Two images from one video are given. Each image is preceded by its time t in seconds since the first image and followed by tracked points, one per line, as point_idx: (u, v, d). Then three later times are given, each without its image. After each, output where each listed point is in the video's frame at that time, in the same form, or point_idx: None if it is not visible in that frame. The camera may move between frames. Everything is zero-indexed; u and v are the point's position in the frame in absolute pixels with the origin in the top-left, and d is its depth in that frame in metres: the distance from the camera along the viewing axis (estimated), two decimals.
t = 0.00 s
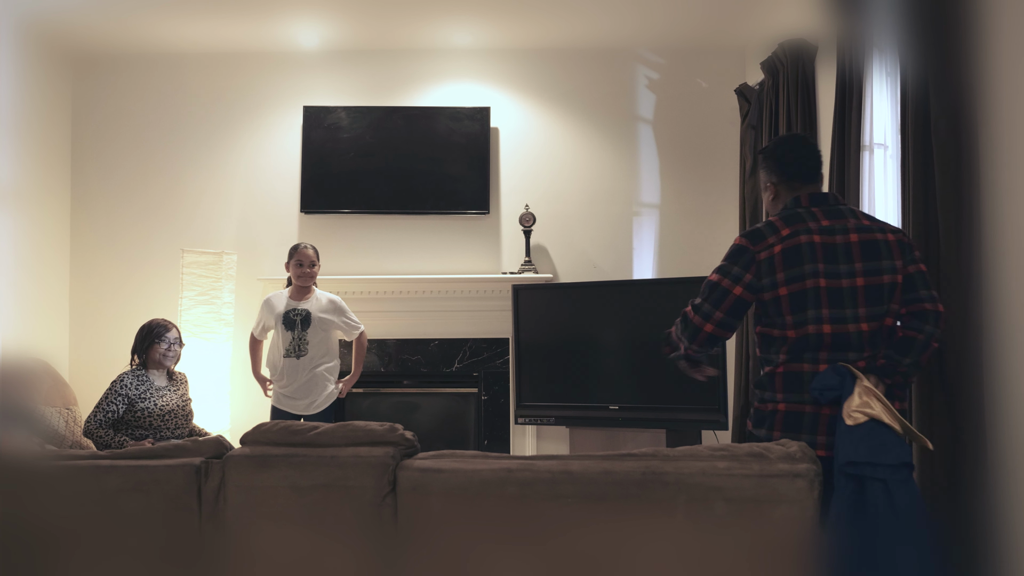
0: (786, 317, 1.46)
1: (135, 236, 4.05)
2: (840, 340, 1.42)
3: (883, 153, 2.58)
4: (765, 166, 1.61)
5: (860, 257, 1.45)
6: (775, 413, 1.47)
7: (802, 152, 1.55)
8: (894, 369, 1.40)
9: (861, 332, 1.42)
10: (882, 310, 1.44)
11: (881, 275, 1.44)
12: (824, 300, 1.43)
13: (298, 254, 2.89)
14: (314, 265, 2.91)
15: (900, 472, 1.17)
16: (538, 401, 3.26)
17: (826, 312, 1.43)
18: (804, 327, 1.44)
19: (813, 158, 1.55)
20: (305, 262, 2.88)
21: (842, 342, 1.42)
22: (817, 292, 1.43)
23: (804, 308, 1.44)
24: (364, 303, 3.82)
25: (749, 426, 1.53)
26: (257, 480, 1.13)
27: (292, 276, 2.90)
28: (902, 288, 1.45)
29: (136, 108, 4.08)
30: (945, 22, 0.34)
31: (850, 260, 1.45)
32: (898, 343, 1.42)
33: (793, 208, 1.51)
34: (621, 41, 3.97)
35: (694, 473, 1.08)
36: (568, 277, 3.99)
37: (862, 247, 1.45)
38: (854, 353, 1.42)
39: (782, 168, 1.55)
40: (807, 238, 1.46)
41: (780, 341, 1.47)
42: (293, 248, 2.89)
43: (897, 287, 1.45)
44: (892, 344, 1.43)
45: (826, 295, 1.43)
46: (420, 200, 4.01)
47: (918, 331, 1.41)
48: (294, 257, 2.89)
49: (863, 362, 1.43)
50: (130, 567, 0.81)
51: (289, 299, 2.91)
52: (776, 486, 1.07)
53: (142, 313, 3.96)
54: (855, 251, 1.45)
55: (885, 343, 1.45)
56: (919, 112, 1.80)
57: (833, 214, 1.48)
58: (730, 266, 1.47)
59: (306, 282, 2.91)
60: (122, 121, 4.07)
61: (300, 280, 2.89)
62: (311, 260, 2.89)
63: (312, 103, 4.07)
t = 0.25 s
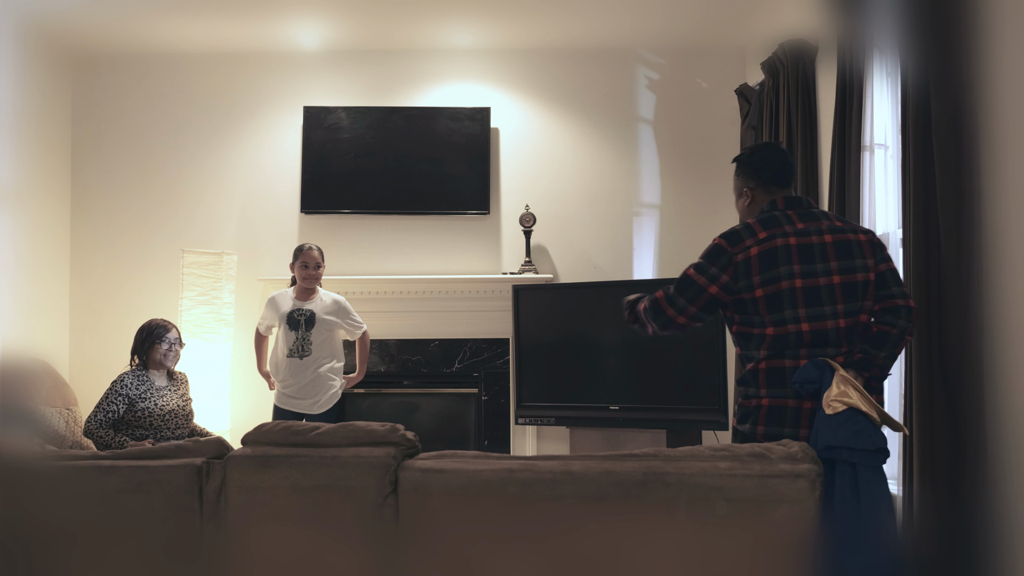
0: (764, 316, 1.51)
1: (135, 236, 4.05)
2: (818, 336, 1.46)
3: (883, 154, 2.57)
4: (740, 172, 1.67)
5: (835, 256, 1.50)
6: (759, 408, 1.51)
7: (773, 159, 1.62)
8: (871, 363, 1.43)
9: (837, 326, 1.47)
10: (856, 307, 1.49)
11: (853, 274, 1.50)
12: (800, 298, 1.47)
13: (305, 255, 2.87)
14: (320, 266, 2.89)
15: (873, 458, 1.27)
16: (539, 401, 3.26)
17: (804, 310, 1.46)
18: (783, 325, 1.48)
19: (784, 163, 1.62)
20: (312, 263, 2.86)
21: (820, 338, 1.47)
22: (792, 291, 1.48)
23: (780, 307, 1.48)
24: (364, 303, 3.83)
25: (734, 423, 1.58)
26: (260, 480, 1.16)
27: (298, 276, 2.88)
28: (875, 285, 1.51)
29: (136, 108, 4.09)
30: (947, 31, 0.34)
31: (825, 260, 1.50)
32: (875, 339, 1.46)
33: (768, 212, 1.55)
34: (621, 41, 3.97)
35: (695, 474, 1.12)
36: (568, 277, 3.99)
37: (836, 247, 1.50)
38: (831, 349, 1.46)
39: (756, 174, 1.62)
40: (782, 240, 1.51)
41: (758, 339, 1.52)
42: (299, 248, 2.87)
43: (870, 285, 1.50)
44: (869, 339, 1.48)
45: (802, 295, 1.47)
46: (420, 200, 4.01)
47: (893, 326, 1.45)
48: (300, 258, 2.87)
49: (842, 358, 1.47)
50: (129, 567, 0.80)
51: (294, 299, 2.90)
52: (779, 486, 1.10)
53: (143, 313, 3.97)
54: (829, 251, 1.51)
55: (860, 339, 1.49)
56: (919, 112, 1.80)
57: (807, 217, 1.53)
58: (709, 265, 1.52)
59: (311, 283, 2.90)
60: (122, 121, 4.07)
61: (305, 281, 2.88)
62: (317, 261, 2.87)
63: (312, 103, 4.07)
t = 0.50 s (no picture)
0: (742, 318, 1.53)
1: (135, 236, 4.04)
2: (798, 341, 1.48)
3: (884, 154, 2.56)
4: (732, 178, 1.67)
5: (819, 264, 1.50)
6: (746, 409, 1.53)
7: (764, 166, 1.62)
8: (853, 372, 1.45)
9: (814, 332, 1.49)
10: (838, 314, 1.50)
11: (835, 282, 1.49)
12: (780, 303, 1.49)
13: (308, 257, 2.86)
14: (322, 267, 2.89)
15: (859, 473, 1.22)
16: (539, 401, 3.27)
17: (783, 314, 1.49)
18: (762, 328, 1.51)
19: (775, 172, 1.62)
20: (315, 264, 2.87)
21: (801, 342, 1.49)
22: (772, 296, 1.50)
23: (760, 310, 1.51)
24: (365, 303, 3.83)
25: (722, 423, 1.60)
26: (261, 480, 1.14)
27: (301, 277, 2.88)
28: (857, 293, 1.51)
29: (136, 107, 4.08)
30: (952, 36, 0.34)
31: (809, 267, 1.50)
32: (857, 347, 1.47)
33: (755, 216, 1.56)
34: (621, 41, 3.98)
35: (697, 473, 1.09)
36: (568, 277, 3.99)
37: (821, 255, 1.50)
38: (813, 354, 1.48)
39: (746, 180, 1.62)
40: (767, 245, 1.51)
41: (739, 340, 1.54)
42: (302, 249, 2.87)
43: (852, 292, 1.50)
44: (852, 347, 1.49)
45: (781, 299, 1.49)
46: (420, 200, 4.01)
47: (875, 334, 1.46)
48: (303, 259, 2.87)
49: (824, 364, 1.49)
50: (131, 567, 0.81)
51: (295, 299, 2.92)
52: (780, 486, 1.07)
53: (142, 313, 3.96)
54: (813, 258, 1.50)
55: (844, 345, 1.50)
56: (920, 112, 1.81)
57: (796, 224, 1.53)
58: (693, 264, 1.52)
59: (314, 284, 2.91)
60: (122, 120, 4.07)
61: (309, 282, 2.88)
62: (320, 262, 2.88)
63: (312, 103, 4.07)
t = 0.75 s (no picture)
0: (750, 319, 1.53)
1: (135, 236, 4.05)
2: (802, 345, 1.51)
3: (885, 154, 2.56)
4: (736, 183, 1.68)
5: (824, 272, 1.53)
6: (753, 410, 1.53)
7: (771, 172, 1.64)
8: (853, 376, 1.51)
9: (817, 336, 1.52)
10: (837, 320, 1.54)
11: (837, 289, 1.53)
12: (788, 307, 1.51)
13: (308, 256, 2.87)
14: (321, 266, 2.90)
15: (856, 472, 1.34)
16: (539, 401, 3.27)
17: (791, 318, 1.51)
18: (768, 331, 1.52)
19: (780, 177, 1.64)
20: (315, 263, 2.87)
21: (804, 346, 1.52)
22: (781, 300, 1.51)
23: (768, 313, 1.52)
24: (365, 303, 3.82)
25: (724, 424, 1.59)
26: (263, 480, 1.13)
27: (302, 276, 2.88)
28: (857, 300, 1.55)
29: (136, 107, 4.08)
30: (955, 44, 0.34)
31: (815, 274, 1.53)
32: (856, 352, 1.53)
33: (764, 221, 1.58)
34: (621, 41, 3.98)
35: (699, 473, 1.08)
36: (569, 277, 3.99)
37: (826, 263, 1.53)
38: (814, 357, 1.51)
39: (753, 185, 1.63)
40: (778, 250, 1.52)
41: (744, 341, 1.54)
42: (302, 249, 2.87)
43: (852, 299, 1.55)
44: (850, 352, 1.54)
45: (789, 303, 1.51)
46: (420, 200, 4.01)
47: (873, 340, 1.52)
48: (303, 258, 2.87)
49: (824, 366, 1.53)
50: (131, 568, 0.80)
51: (295, 300, 2.91)
52: (782, 486, 1.06)
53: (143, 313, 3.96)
54: (819, 265, 1.53)
55: (841, 350, 1.55)
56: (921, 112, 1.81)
57: (802, 230, 1.56)
58: (704, 265, 1.52)
59: (314, 284, 2.90)
60: (122, 120, 4.07)
61: (310, 282, 2.88)
62: (320, 262, 2.88)
63: (312, 103, 4.07)
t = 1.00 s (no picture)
0: (766, 315, 1.58)
1: (137, 235, 4.05)
2: (813, 343, 1.57)
3: (886, 153, 2.56)
4: (751, 187, 1.73)
5: (835, 275, 1.59)
6: (762, 403, 1.57)
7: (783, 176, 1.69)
8: (857, 376, 1.59)
9: (826, 336, 1.59)
10: (844, 322, 1.61)
11: (847, 292, 1.60)
12: (803, 306, 1.56)
13: (306, 256, 2.87)
14: (319, 266, 2.89)
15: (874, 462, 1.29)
16: (539, 401, 3.27)
17: (805, 316, 1.56)
18: (784, 328, 1.56)
19: (791, 179, 1.70)
20: (314, 262, 2.86)
21: (815, 344, 1.57)
22: (796, 298, 1.56)
23: (784, 310, 1.56)
24: (365, 303, 3.82)
25: (732, 416, 1.63)
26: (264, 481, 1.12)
27: (300, 276, 2.87)
28: (862, 304, 1.63)
29: (138, 106, 4.08)
30: (954, 44, 0.34)
31: (827, 276, 1.59)
32: (859, 353, 1.61)
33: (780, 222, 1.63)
34: (621, 41, 3.98)
35: (701, 473, 1.08)
36: (569, 277, 3.99)
37: (837, 266, 1.60)
38: (823, 356, 1.58)
39: (768, 188, 1.69)
40: (795, 250, 1.58)
41: (759, 336, 1.59)
42: (300, 249, 2.87)
43: (858, 303, 1.62)
44: (853, 352, 1.62)
45: (805, 302, 1.56)
46: (420, 200, 4.01)
47: (876, 343, 1.60)
48: (300, 257, 2.87)
49: (830, 365, 1.61)
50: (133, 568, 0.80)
51: (292, 299, 2.89)
52: (783, 486, 1.07)
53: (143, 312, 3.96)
54: (830, 268, 1.60)
55: (845, 350, 1.64)
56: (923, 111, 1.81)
57: (814, 234, 1.63)
58: (727, 261, 1.56)
59: (311, 283, 2.90)
60: (124, 119, 4.06)
61: (308, 281, 2.87)
62: (317, 261, 2.88)
63: (313, 103, 4.07)
